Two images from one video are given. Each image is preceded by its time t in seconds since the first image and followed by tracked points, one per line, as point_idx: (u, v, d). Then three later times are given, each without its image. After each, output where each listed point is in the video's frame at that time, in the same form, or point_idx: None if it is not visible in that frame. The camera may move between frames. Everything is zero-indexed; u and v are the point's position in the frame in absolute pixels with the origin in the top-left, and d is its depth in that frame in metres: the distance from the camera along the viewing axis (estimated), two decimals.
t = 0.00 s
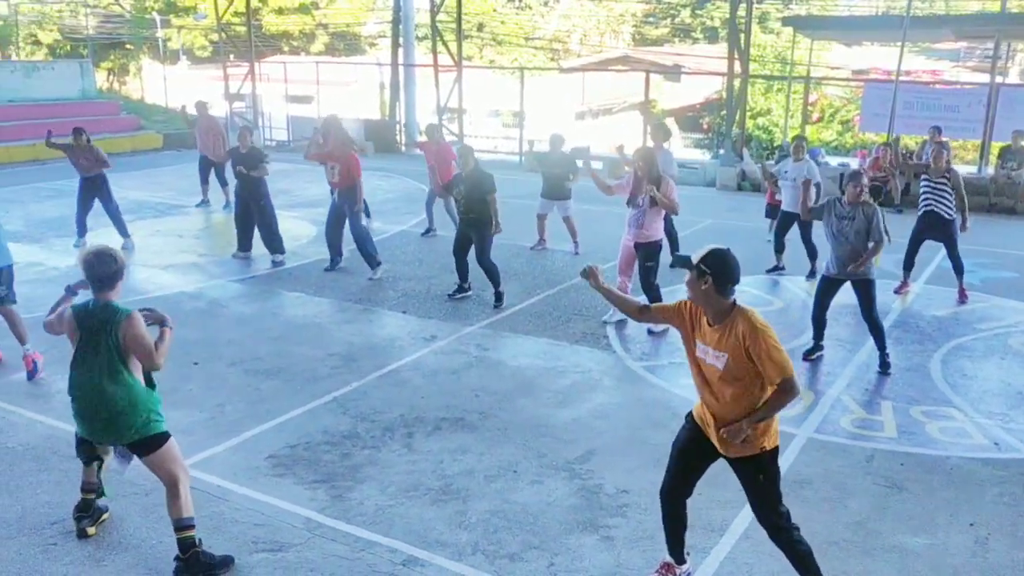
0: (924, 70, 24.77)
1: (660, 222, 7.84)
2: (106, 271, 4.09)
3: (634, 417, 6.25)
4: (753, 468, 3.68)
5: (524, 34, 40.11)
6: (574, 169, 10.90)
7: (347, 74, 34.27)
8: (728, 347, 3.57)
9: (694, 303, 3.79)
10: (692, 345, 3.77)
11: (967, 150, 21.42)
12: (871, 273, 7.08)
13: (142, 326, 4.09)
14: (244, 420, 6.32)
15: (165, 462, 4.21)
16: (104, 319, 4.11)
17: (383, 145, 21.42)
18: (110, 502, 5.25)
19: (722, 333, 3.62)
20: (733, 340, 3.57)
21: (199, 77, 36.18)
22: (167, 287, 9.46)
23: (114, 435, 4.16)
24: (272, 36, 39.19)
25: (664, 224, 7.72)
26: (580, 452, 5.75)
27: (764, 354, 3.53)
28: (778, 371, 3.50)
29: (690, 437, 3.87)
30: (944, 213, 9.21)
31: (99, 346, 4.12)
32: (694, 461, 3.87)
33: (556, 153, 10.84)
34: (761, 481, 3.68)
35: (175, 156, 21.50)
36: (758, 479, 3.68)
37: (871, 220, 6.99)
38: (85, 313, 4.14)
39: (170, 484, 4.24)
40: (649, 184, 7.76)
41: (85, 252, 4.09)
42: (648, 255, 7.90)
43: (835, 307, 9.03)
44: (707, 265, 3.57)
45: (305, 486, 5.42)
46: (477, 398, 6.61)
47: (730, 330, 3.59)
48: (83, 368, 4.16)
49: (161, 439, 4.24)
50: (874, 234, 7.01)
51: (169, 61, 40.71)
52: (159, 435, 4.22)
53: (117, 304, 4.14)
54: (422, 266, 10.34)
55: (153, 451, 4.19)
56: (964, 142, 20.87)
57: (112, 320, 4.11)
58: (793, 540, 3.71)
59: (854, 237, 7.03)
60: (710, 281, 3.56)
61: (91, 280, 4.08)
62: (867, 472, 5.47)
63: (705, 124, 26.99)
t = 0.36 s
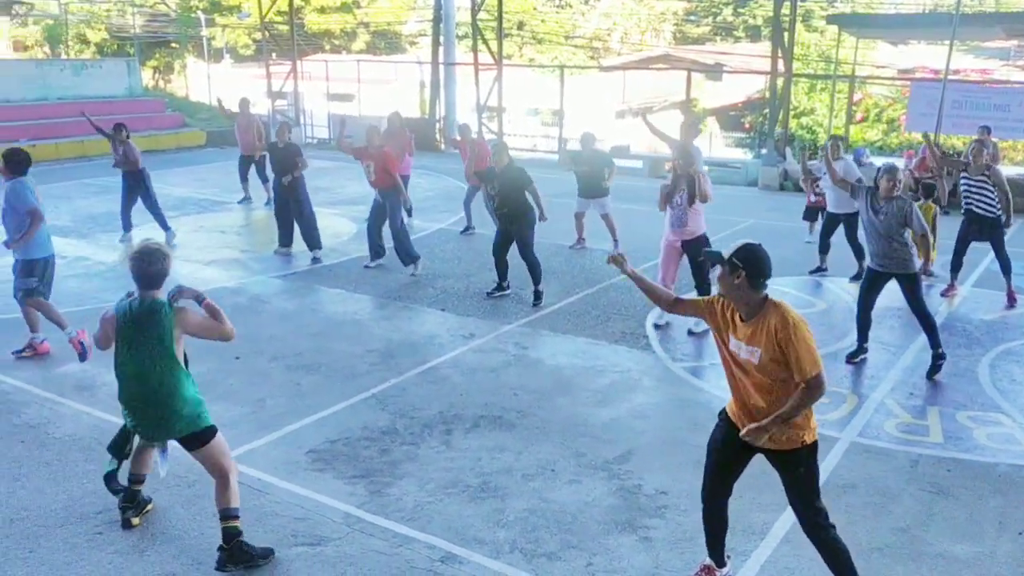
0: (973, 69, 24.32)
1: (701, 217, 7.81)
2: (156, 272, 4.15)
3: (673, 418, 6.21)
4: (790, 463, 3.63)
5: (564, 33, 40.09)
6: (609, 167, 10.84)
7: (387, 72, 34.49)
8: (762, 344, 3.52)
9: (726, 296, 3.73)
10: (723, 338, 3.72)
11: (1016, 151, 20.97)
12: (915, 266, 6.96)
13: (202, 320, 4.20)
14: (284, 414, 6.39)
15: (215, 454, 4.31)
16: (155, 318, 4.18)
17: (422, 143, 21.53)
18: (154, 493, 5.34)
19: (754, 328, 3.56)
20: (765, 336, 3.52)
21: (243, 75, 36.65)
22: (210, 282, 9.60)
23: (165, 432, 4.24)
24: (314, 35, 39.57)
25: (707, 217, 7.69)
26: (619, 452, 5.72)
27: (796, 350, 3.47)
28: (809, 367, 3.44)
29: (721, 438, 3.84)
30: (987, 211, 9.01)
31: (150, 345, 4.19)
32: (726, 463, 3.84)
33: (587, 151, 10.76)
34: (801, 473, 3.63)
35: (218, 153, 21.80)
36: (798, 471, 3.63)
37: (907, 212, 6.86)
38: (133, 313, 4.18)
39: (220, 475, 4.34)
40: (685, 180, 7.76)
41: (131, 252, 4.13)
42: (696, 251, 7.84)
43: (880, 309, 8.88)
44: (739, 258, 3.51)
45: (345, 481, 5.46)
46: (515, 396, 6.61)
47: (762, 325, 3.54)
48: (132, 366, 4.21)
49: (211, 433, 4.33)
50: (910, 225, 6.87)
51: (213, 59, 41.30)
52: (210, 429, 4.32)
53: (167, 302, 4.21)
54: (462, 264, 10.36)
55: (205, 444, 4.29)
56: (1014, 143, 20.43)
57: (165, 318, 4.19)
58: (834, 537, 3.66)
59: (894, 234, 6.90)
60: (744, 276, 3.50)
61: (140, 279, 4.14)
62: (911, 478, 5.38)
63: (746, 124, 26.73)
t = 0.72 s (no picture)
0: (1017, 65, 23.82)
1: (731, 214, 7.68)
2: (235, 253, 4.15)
3: (707, 416, 6.17)
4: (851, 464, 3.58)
5: (599, 28, 39.89)
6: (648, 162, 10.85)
7: (421, 68, 34.62)
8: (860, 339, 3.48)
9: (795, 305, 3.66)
10: (803, 350, 3.63)
11: None
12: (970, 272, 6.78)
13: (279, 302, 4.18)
14: (319, 407, 6.44)
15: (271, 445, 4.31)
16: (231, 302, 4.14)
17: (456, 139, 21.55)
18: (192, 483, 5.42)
19: (841, 328, 3.52)
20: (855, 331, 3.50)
21: (278, 71, 36.92)
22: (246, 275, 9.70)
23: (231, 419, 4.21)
24: (349, 31, 39.77)
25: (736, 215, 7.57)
26: (653, 449, 5.70)
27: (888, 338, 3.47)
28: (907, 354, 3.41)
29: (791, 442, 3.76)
30: None
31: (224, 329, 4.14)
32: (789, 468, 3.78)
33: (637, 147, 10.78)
34: (896, 475, 3.55)
35: (254, 148, 22.00)
36: (891, 472, 3.55)
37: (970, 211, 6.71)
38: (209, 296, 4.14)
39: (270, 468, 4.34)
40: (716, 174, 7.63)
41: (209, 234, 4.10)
42: (720, 248, 7.74)
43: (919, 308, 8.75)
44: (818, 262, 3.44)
45: (379, 474, 5.49)
46: (549, 391, 6.61)
47: (849, 322, 3.51)
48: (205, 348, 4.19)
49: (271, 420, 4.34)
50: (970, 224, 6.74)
51: (249, 55, 41.68)
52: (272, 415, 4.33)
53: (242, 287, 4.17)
54: (495, 259, 10.38)
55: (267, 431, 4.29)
56: None
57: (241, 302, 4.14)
58: (904, 540, 3.60)
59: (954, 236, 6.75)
60: (829, 283, 3.44)
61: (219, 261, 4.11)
62: (951, 479, 5.29)
63: (782, 120, 26.49)
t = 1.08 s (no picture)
0: None
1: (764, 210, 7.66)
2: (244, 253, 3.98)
3: (732, 415, 6.14)
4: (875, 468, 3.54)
5: (625, 25, 39.72)
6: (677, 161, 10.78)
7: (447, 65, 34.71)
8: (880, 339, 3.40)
9: (827, 292, 3.64)
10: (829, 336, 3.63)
11: None
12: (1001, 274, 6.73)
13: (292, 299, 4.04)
14: (345, 402, 6.48)
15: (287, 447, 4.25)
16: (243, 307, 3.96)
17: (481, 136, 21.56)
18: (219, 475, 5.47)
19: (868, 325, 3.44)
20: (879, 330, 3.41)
21: (305, 68, 37.12)
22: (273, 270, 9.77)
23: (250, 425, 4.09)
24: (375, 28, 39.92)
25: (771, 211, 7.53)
26: (678, 447, 5.68)
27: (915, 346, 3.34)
28: (934, 361, 3.30)
29: (813, 439, 3.75)
30: None
31: (237, 334, 3.98)
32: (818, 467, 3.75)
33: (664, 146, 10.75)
34: (906, 481, 3.52)
35: (281, 145, 22.14)
36: (901, 479, 3.53)
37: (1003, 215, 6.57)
38: (217, 302, 3.96)
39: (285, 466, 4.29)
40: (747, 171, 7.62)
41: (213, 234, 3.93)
42: (756, 245, 7.70)
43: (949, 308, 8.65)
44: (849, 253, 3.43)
45: (404, 469, 5.51)
46: (573, 389, 6.60)
47: (873, 319, 3.43)
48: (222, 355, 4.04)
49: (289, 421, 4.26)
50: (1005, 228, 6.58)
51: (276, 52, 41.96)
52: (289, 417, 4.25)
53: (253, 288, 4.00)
54: (521, 256, 10.39)
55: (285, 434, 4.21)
56: None
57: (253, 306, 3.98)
58: (922, 546, 3.57)
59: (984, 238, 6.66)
60: (854, 274, 3.41)
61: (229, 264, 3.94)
62: (981, 481, 5.23)
63: (809, 118, 26.31)
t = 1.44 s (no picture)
0: None
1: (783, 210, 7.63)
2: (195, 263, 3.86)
3: (749, 414, 6.12)
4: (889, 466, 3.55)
5: (642, 23, 39.62)
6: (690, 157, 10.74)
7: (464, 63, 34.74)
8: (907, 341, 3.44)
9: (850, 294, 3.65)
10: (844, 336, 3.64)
11: None
12: None
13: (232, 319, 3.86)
14: (363, 398, 6.52)
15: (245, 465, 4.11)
16: (189, 317, 3.85)
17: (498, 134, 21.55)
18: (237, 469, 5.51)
19: (894, 325, 3.47)
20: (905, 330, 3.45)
21: (322, 65, 37.23)
22: (290, 267, 9.83)
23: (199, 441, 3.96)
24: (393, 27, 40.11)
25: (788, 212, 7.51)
26: (695, 446, 5.67)
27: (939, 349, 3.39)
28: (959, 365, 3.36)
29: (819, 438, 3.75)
30: None
31: (182, 347, 3.87)
32: (836, 466, 3.75)
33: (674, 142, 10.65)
34: (922, 481, 3.54)
35: (298, 142, 22.22)
36: (917, 478, 3.54)
37: None
38: (167, 309, 3.87)
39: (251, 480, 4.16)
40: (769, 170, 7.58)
41: (163, 239, 3.87)
42: (773, 244, 7.68)
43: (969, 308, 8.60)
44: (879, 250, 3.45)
45: (421, 466, 5.53)
46: (589, 387, 6.61)
47: (897, 318, 3.46)
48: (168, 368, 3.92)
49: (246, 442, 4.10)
50: None
51: (294, 50, 42.12)
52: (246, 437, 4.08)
53: (202, 298, 3.88)
54: (537, 254, 10.39)
55: (239, 453, 4.06)
56: None
57: (198, 317, 3.84)
58: (939, 545, 3.57)
59: (1009, 237, 6.60)
60: (889, 276, 3.42)
61: (177, 273, 3.83)
62: (1001, 483, 5.20)
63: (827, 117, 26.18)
